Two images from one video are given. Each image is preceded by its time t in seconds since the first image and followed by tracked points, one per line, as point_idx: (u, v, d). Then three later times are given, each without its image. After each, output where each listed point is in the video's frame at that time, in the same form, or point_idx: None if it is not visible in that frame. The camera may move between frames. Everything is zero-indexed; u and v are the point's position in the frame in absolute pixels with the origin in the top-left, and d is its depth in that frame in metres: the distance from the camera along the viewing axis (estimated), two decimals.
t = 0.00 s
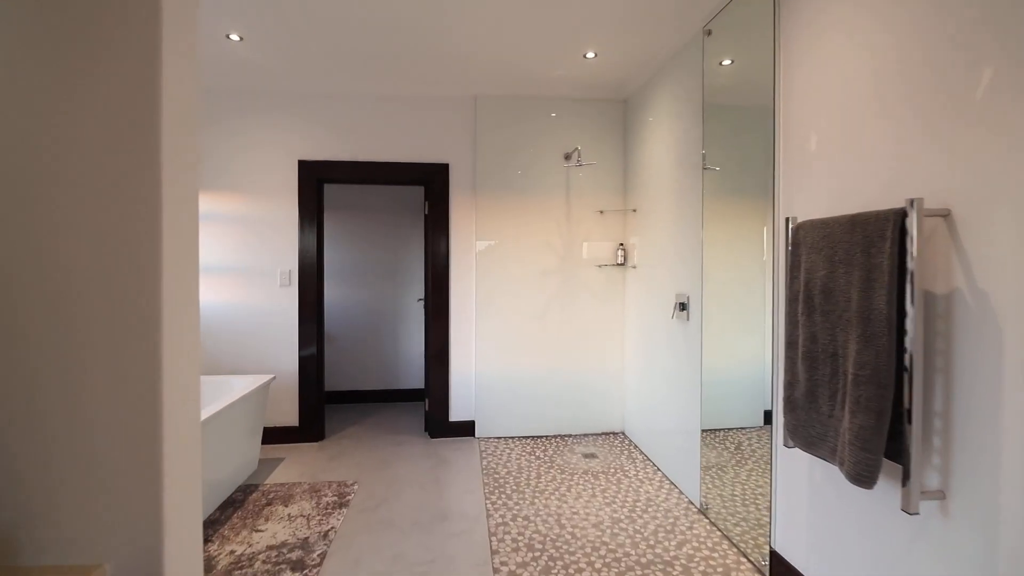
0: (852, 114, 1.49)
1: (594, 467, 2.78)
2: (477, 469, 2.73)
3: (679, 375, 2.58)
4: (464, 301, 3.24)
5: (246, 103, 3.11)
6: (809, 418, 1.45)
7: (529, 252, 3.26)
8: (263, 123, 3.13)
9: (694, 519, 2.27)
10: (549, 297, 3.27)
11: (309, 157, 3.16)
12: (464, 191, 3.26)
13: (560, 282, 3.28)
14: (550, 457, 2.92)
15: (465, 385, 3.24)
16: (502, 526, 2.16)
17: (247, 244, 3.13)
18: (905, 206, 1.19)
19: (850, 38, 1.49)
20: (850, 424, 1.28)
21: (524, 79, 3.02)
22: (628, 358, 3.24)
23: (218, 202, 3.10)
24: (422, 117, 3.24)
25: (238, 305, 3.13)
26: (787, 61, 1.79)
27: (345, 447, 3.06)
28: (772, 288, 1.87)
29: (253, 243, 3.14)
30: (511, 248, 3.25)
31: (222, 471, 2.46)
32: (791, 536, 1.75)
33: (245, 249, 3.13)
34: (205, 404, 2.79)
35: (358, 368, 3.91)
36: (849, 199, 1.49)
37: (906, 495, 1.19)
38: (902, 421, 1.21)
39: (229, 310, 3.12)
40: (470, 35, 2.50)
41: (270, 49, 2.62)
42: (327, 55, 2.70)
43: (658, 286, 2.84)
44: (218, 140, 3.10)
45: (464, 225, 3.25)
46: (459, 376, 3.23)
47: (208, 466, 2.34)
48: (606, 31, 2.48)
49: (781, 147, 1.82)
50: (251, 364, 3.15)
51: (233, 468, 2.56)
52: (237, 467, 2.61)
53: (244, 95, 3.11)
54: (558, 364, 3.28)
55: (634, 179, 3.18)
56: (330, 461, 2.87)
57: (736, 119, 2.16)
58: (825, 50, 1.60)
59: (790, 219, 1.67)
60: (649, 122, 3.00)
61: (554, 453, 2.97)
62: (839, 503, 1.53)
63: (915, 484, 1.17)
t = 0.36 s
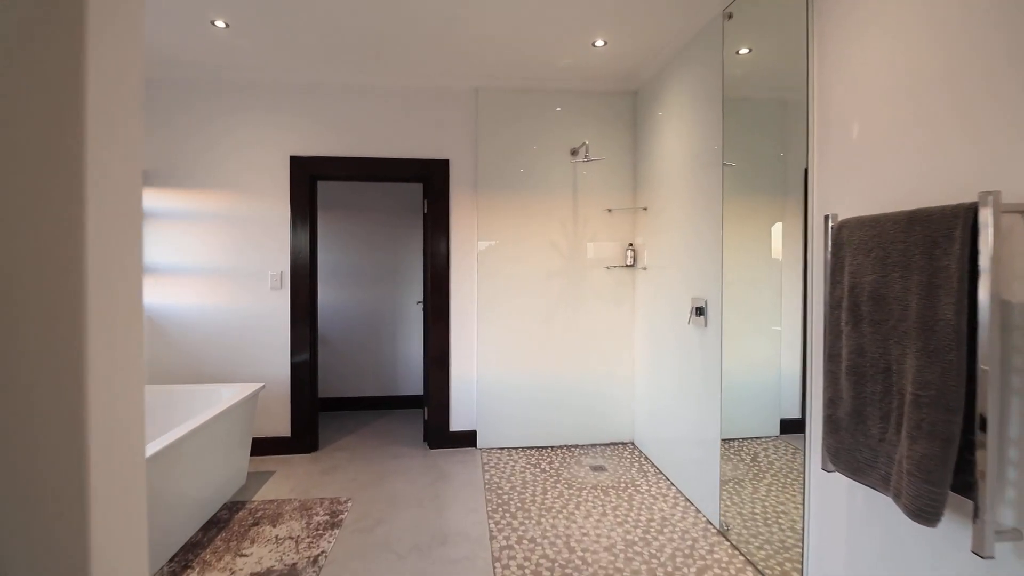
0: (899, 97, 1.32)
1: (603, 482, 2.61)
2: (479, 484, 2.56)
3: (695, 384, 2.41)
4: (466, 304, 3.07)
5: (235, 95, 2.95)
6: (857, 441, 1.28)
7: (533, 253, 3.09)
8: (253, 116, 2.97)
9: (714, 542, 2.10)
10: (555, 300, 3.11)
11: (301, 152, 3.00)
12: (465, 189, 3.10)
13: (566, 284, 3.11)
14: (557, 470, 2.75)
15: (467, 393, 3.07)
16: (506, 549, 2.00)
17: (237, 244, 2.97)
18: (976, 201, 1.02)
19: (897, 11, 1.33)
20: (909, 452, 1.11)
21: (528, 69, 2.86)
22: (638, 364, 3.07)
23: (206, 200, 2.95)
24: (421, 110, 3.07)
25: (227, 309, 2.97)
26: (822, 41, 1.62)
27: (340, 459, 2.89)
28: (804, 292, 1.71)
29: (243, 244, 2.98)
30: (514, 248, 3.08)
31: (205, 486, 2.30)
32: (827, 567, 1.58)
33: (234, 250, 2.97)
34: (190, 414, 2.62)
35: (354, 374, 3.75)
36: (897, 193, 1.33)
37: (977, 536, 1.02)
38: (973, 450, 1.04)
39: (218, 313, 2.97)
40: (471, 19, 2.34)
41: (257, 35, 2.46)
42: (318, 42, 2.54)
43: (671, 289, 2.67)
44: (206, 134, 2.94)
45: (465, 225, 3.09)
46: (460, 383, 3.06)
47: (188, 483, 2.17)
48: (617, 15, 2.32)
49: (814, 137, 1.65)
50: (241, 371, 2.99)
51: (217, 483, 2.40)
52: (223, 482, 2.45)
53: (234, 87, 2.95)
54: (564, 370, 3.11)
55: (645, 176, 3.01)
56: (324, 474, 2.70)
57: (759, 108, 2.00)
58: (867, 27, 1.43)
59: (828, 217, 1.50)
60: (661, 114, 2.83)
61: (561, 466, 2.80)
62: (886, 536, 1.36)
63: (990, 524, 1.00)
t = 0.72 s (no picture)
0: (954, 77, 1.16)
1: (613, 496, 2.46)
2: (481, 499, 2.41)
3: (711, 394, 2.25)
4: (466, 307, 2.92)
5: (224, 87, 2.81)
6: (911, 468, 1.13)
7: (538, 253, 2.94)
8: (243, 109, 2.82)
9: (734, 566, 1.95)
10: (560, 303, 2.95)
11: (293, 147, 2.85)
12: (466, 186, 2.94)
13: (572, 286, 2.96)
14: (563, 483, 2.60)
15: (467, 401, 2.92)
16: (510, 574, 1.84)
17: (225, 244, 2.82)
18: None
19: None
20: (977, 484, 0.96)
21: (532, 59, 2.71)
22: (649, 370, 2.92)
23: (194, 198, 2.80)
24: (419, 102, 2.92)
25: (215, 312, 2.82)
26: (859, 19, 1.47)
27: (334, 470, 2.74)
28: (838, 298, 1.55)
29: (232, 243, 2.83)
30: (518, 249, 2.93)
31: (186, 503, 2.15)
32: None
33: (222, 251, 2.82)
34: (173, 424, 2.47)
35: (351, 379, 3.60)
36: (953, 186, 1.17)
37: None
38: None
39: (206, 317, 2.81)
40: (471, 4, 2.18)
41: (244, 22, 2.32)
42: (309, 28, 2.38)
43: (684, 291, 2.52)
44: (193, 128, 2.79)
45: (465, 224, 2.93)
46: (460, 391, 2.91)
47: (166, 501, 2.02)
48: None
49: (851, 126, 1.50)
50: (230, 377, 2.83)
51: (200, 499, 2.24)
52: (207, 498, 2.30)
53: (222, 79, 2.80)
54: (570, 377, 2.95)
55: (656, 172, 2.86)
56: (316, 488, 2.55)
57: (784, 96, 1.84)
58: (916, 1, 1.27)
59: (874, 214, 1.34)
60: (674, 106, 2.68)
61: (567, 478, 2.65)
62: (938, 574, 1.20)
63: None
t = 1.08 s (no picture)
0: None
1: (624, 507, 2.32)
2: (485, 511, 2.27)
3: (731, 401, 2.11)
4: (469, 308, 2.79)
5: (215, 76, 2.67)
6: (978, 492, 0.99)
7: (544, 251, 2.81)
8: (235, 100, 2.69)
9: None
10: (567, 304, 2.82)
11: (288, 140, 2.71)
12: (469, 180, 2.81)
13: (580, 286, 2.82)
14: (572, 493, 2.46)
15: (470, 406, 2.78)
16: None
17: (217, 241, 2.69)
18: None
19: None
20: None
21: (538, 46, 2.57)
22: (661, 373, 2.78)
23: (183, 192, 2.67)
24: (420, 93, 2.78)
25: (206, 313, 2.68)
26: None
27: (330, 479, 2.60)
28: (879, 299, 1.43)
29: (224, 240, 2.69)
30: (523, 246, 2.79)
31: (172, 515, 2.02)
32: None
33: (213, 248, 2.69)
34: (159, 431, 2.33)
35: (349, 382, 3.47)
36: None
37: None
38: None
39: (196, 318, 2.68)
40: None
41: (234, 5, 2.19)
42: (302, 12, 2.25)
43: (700, 291, 2.38)
44: (183, 119, 2.66)
45: (468, 220, 2.80)
46: (463, 395, 2.77)
47: (149, 515, 1.88)
48: None
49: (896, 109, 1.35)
50: (220, 381, 2.70)
51: (187, 510, 2.11)
52: (195, 509, 2.16)
53: (213, 68, 2.67)
54: (578, 380, 2.82)
55: (669, 166, 2.72)
56: (311, 498, 2.41)
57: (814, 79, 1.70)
58: None
59: (925, 204, 1.20)
60: (688, 95, 2.54)
61: (575, 488, 2.51)
62: None
63: None
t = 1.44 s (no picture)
0: None
1: (640, 522, 2.17)
2: (492, 526, 2.13)
3: (757, 409, 1.97)
4: (475, 309, 2.65)
5: (208, 66, 2.54)
6: None
7: (553, 250, 2.67)
8: (228, 91, 2.56)
9: None
10: (578, 305, 2.68)
11: (284, 132, 2.58)
12: (475, 175, 2.67)
13: (592, 286, 2.68)
14: (584, 505, 2.32)
15: (476, 413, 2.64)
16: None
17: (210, 239, 2.56)
18: None
19: None
20: None
21: (548, 32, 2.43)
22: (677, 378, 2.64)
23: (174, 188, 2.54)
24: (423, 83, 2.65)
25: (199, 315, 2.56)
26: None
27: (328, 490, 2.47)
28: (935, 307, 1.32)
29: (218, 238, 2.57)
30: (532, 244, 2.66)
31: (161, 530, 1.89)
32: None
33: (206, 246, 2.56)
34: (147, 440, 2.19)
35: (350, 386, 3.34)
36: None
37: None
38: None
39: (188, 319, 2.55)
40: None
41: None
42: None
43: (722, 291, 2.24)
44: (174, 111, 2.54)
45: (474, 218, 2.66)
46: (468, 401, 2.64)
47: (133, 532, 1.75)
48: None
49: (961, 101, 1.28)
50: (214, 386, 2.57)
51: (177, 525, 1.99)
52: (184, 524, 2.03)
53: (206, 57, 2.54)
54: (589, 385, 2.68)
55: (686, 160, 2.58)
56: (308, 511, 2.28)
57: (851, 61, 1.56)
58: None
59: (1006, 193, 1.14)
60: (707, 84, 2.39)
61: (587, 500, 2.36)
62: None
63: None
